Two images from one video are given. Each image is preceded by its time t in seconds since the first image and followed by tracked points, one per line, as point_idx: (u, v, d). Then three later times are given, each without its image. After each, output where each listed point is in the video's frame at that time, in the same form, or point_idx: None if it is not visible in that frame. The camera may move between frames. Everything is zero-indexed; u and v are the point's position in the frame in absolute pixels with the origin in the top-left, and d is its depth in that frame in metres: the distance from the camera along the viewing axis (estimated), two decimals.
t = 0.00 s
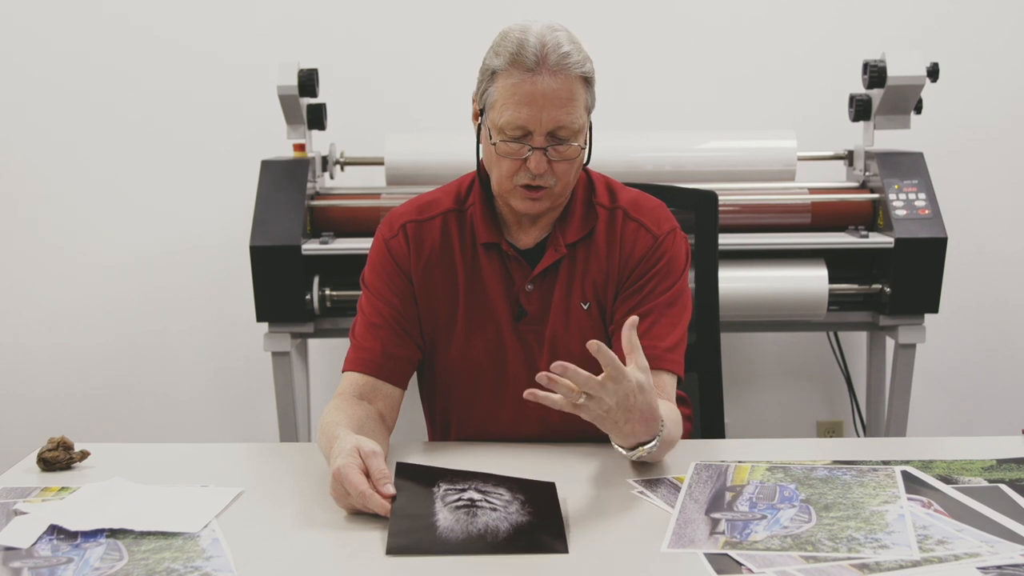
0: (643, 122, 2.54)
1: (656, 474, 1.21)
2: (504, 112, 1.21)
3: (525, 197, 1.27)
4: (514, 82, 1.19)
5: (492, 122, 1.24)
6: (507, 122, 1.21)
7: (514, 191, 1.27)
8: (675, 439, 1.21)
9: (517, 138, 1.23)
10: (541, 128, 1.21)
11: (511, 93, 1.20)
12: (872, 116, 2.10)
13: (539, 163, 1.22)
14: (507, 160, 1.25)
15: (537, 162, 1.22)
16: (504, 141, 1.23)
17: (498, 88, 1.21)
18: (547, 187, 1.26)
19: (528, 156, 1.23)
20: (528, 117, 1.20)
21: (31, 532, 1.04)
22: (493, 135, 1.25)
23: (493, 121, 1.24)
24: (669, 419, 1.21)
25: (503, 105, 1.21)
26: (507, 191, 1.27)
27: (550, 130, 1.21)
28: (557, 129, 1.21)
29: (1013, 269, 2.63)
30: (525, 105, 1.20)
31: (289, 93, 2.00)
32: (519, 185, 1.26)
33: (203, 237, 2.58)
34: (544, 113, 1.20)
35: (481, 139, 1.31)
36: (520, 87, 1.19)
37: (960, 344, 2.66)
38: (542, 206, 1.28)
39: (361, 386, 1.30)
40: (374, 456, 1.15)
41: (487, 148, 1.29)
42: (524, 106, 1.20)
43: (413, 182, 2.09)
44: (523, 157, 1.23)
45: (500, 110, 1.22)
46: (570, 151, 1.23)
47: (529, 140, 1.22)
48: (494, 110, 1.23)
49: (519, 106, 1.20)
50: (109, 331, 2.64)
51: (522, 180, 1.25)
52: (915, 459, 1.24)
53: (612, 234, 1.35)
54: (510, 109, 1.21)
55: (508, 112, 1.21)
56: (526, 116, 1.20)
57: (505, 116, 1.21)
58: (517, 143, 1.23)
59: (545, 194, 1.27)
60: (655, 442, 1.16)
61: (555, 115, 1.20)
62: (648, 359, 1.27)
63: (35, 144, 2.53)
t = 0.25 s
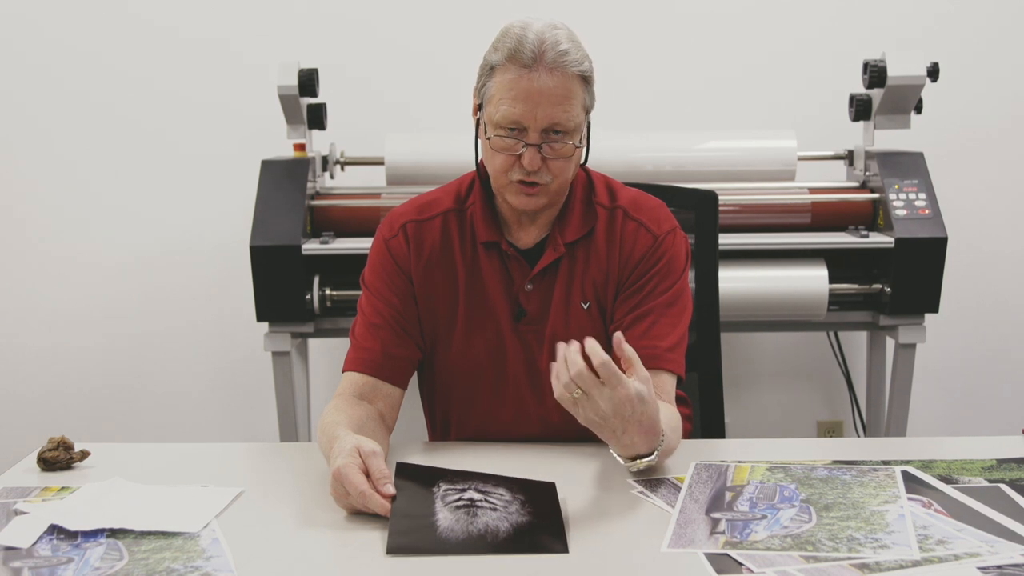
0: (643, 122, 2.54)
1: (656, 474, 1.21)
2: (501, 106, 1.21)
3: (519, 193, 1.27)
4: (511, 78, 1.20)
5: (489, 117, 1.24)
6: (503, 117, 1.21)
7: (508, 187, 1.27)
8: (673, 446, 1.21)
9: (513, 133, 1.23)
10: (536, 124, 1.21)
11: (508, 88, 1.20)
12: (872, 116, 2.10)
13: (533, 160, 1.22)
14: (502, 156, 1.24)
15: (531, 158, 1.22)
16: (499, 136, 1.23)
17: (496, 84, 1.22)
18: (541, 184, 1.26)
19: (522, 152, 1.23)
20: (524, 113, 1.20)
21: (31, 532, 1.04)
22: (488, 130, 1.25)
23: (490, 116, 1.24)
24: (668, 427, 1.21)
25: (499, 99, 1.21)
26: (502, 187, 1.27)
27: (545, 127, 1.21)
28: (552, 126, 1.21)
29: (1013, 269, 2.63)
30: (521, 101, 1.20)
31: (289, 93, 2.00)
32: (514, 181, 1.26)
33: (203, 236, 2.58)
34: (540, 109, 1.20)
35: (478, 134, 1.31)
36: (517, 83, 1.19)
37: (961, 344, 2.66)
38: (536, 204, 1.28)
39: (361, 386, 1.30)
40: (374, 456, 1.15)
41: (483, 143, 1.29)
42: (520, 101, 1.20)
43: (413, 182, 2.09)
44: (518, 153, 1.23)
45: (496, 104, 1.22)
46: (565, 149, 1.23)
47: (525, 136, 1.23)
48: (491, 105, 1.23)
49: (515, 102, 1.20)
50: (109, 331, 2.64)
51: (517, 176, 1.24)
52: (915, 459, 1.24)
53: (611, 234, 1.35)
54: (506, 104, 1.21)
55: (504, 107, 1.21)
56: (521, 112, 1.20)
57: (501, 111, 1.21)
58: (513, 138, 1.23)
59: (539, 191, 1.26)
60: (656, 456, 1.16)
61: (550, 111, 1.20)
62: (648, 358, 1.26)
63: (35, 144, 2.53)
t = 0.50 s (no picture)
0: (643, 122, 2.54)
1: (656, 474, 1.21)
2: (504, 108, 1.21)
3: (527, 194, 1.27)
4: (514, 79, 1.20)
5: (493, 119, 1.24)
6: (507, 119, 1.21)
7: (516, 188, 1.27)
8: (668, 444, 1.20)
9: (518, 134, 1.23)
10: (541, 124, 1.21)
11: (512, 89, 1.20)
12: (872, 116, 2.10)
13: (540, 159, 1.23)
14: (509, 157, 1.24)
15: (538, 158, 1.22)
16: (505, 137, 1.23)
17: (499, 85, 1.22)
18: (548, 183, 1.25)
19: (529, 152, 1.23)
20: (529, 113, 1.20)
21: (31, 532, 1.04)
22: (493, 132, 1.25)
23: (493, 118, 1.24)
24: (663, 427, 1.19)
25: (503, 101, 1.21)
26: (509, 188, 1.27)
27: (550, 126, 1.21)
28: (557, 125, 1.21)
29: (1013, 269, 2.63)
30: (525, 101, 1.20)
31: (289, 93, 2.00)
32: (521, 182, 1.26)
33: (203, 236, 2.58)
34: (545, 108, 1.20)
35: (481, 137, 1.31)
36: (520, 83, 1.19)
37: (960, 344, 2.66)
38: (544, 203, 1.28)
39: (361, 386, 1.30)
40: (375, 456, 1.15)
41: (487, 146, 1.29)
42: (524, 101, 1.20)
43: (413, 182, 2.09)
44: (524, 154, 1.24)
45: (500, 106, 1.22)
46: (571, 146, 1.23)
47: (530, 136, 1.23)
48: (494, 107, 1.23)
49: (520, 102, 1.20)
50: (108, 330, 2.64)
51: (524, 177, 1.25)
52: (915, 459, 1.24)
53: (611, 234, 1.35)
54: (510, 105, 1.21)
55: (508, 108, 1.21)
56: (526, 112, 1.20)
57: (505, 112, 1.21)
58: (518, 139, 1.23)
59: (547, 191, 1.26)
60: (648, 455, 1.15)
61: (555, 110, 1.20)
62: (648, 358, 1.27)
63: (35, 144, 2.53)
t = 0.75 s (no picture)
0: (643, 122, 2.54)
1: (656, 474, 1.21)
2: (499, 107, 1.21)
3: (518, 194, 1.27)
4: (509, 78, 1.20)
5: (488, 118, 1.24)
6: (501, 118, 1.21)
7: (508, 189, 1.27)
8: (672, 442, 1.20)
9: (512, 134, 1.23)
10: (534, 124, 1.21)
11: (506, 89, 1.20)
12: (872, 116, 2.10)
13: (532, 160, 1.22)
14: (502, 157, 1.24)
15: (530, 158, 1.22)
16: (498, 137, 1.23)
17: (494, 84, 1.22)
18: (540, 185, 1.25)
19: (522, 152, 1.23)
20: (522, 113, 1.20)
21: (31, 532, 1.04)
22: (487, 131, 1.25)
23: (488, 117, 1.24)
24: (665, 424, 1.20)
25: (497, 100, 1.21)
26: (501, 189, 1.27)
27: (544, 127, 1.21)
28: (551, 125, 1.21)
29: (1013, 269, 2.63)
30: (519, 101, 1.20)
31: (290, 93, 2.00)
32: (513, 182, 1.26)
33: (203, 236, 2.58)
34: (538, 109, 1.20)
35: (477, 137, 1.31)
36: (514, 83, 1.19)
37: (960, 344, 2.66)
38: (535, 205, 1.27)
39: (361, 385, 1.30)
40: (374, 456, 1.15)
41: (482, 145, 1.29)
42: (518, 102, 1.20)
43: (413, 182, 2.09)
44: (517, 154, 1.23)
45: (494, 106, 1.22)
46: (563, 148, 1.23)
47: (524, 136, 1.22)
48: (489, 106, 1.23)
49: (514, 102, 1.20)
50: (108, 330, 2.64)
51: (516, 177, 1.24)
52: (915, 459, 1.24)
53: (610, 234, 1.35)
54: (504, 104, 1.21)
55: (502, 108, 1.21)
56: (520, 112, 1.20)
57: (499, 112, 1.21)
58: (512, 139, 1.23)
59: (538, 192, 1.26)
60: (650, 448, 1.14)
61: (549, 111, 1.20)
62: (648, 358, 1.27)
63: (35, 144, 2.53)
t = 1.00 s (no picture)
0: (643, 122, 2.54)
1: (656, 474, 1.21)
2: (500, 111, 1.21)
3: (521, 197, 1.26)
4: (508, 81, 1.19)
5: (488, 121, 1.24)
6: (503, 121, 1.21)
7: (510, 192, 1.27)
8: (672, 442, 1.20)
9: (513, 137, 1.23)
10: (536, 126, 1.21)
11: (506, 92, 1.20)
12: (872, 116, 2.10)
13: (536, 162, 1.22)
14: (504, 160, 1.24)
15: (533, 161, 1.22)
16: (500, 140, 1.24)
17: (493, 88, 1.22)
18: (543, 187, 1.25)
19: (524, 155, 1.23)
20: (523, 116, 1.20)
21: (31, 532, 1.04)
22: (489, 135, 1.25)
23: (489, 120, 1.24)
24: (668, 427, 1.20)
25: (498, 103, 1.21)
26: (504, 192, 1.27)
27: (546, 129, 1.21)
28: (552, 128, 1.21)
29: (1013, 269, 2.63)
30: (520, 103, 1.20)
31: (290, 93, 2.00)
32: (516, 186, 1.26)
33: (203, 236, 2.58)
34: (539, 111, 1.20)
35: (478, 139, 1.31)
36: (514, 86, 1.19)
37: (961, 343, 2.66)
38: (538, 207, 1.27)
39: (360, 385, 1.30)
40: (374, 456, 1.15)
41: (483, 149, 1.29)
42: (518, 104, 1.20)
43: (413, 182, 2.09)
44: (519, 156, 1.23)
45: (496, 109, 1.22)
46: (565, 149, 1.23)
47: (526, 139, 1.22)
48: (490, 110, 1.23)
49: (515, 105, 1.20)
50: (108, 330, 2.64)
51: (519, 181, 1.24)
52: (915, 459, 1.24)
53: (610, 233, 1.35)
54: (506, 108, 1.21)
55: (503, 111, 1.21)
56: (521, 115, 1.20)
57: (501, 115, 1.21)
58: (514, 142, 1.23)
59: (542, 195, 1.26)
60: (654, 455, 1.16)
61: (550, 113, 1.20)
62: (648, 357, 1.27)
63: (35, 144, 2.53)
